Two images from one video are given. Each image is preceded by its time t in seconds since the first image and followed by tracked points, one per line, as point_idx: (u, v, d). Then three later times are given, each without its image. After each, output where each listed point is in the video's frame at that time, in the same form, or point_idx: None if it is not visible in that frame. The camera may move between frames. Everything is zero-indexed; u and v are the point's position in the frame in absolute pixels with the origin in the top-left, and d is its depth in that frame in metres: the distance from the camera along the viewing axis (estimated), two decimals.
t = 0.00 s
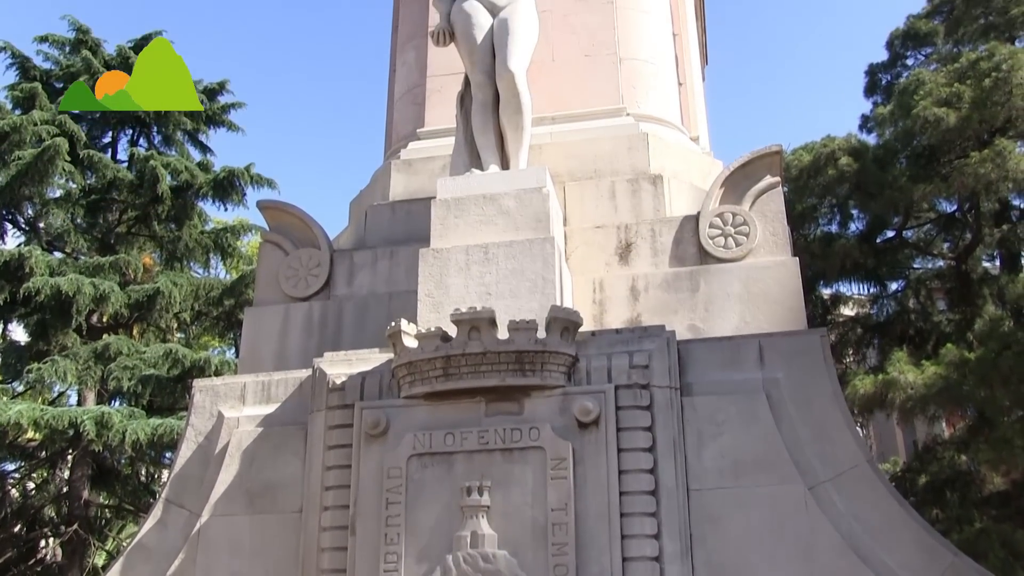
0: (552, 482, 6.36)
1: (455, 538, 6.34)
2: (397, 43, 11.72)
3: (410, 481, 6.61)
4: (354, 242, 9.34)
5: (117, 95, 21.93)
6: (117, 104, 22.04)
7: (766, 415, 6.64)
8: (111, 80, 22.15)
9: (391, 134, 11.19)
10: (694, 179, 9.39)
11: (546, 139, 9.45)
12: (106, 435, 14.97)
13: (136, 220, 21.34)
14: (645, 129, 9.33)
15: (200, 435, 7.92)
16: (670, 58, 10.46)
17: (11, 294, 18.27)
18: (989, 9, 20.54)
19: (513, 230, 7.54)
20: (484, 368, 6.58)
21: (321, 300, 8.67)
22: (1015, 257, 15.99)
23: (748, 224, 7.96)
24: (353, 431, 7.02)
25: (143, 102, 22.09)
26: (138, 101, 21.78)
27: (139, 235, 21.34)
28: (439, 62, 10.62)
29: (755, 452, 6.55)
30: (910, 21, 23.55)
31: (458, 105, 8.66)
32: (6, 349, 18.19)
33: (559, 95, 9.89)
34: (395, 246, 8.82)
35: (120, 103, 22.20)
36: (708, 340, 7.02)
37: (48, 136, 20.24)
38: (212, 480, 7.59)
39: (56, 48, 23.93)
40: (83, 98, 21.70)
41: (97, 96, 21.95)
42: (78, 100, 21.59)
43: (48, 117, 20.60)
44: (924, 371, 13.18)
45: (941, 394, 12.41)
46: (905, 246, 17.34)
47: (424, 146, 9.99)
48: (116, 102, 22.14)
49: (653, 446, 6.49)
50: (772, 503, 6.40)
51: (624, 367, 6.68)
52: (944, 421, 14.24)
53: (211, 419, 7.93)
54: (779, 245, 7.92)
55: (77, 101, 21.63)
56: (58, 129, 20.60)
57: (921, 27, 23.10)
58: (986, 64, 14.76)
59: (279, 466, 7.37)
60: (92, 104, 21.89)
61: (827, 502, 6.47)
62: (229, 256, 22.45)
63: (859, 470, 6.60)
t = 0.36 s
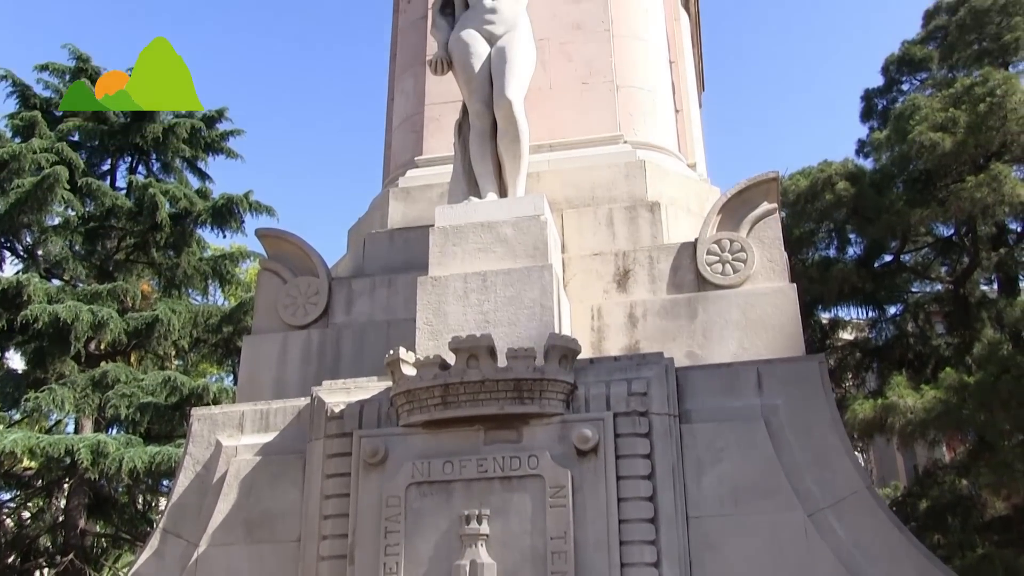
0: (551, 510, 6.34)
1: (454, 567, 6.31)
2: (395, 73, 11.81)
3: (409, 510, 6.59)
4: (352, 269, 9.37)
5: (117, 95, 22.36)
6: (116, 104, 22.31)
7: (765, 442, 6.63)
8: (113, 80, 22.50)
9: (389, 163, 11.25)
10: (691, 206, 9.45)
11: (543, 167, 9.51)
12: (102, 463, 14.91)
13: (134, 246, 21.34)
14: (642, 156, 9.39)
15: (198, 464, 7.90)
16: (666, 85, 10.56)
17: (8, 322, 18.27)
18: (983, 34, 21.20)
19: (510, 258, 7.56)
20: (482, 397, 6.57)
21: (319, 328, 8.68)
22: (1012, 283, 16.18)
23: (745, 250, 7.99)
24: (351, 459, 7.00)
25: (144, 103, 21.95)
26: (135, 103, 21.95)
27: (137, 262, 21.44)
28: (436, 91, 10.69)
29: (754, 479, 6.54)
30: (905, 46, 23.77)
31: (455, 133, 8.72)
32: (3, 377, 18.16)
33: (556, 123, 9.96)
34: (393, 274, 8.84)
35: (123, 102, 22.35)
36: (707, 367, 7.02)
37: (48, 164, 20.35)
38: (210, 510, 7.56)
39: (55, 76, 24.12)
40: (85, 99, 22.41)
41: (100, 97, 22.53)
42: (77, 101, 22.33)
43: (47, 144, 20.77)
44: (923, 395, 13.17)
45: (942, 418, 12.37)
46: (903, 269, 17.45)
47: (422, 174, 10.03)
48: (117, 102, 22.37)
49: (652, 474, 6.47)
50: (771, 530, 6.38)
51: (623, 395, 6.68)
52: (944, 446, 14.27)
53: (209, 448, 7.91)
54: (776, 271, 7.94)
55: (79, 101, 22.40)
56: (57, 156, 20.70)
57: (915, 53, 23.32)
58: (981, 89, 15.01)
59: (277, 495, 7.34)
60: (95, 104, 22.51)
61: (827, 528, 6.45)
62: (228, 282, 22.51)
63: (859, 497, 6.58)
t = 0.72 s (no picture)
0: (549, 539, 6.32)
1: None
2: (393, 102, 11.90)
3: (407, 540, 6.56)
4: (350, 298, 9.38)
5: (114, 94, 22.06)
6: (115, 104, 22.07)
7: (764, 469, 6.63)
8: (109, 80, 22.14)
9: (387, 191, 11.31)
10: (688, 233, 9.49)
11: (541, 195, 9.56)
12: (99, 492, 14.83)
13: (132, 274, 21.40)
14: (638, 184, 9.45)
15: (195, 494, 7.86)
16: (662, 113, 10.65)
17: (6, 350, 18.32)
18: (977, 60, 21.53)
19: (508, 286, 7.57)
20: (481, 425, 6.56)
21: (317, 356, 8.68)
22: (1009, 305, 16.82)
23: (742, 277, 8.01)
24: (349, 488, 6.98)
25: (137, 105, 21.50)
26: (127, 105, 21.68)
27: (135, 290, 21.43)
28: (434, 120, 10.77)
29: (753, 507, 6.52)
30: (900, 72, 24.00)
31: (453, 162, 8.77)
32: None
33: (552, 152, 10.02)
34: (391, 303, 8.87)
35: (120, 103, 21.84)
36: (704, 394, 7.03)
37: (47, 192, 20.45)
38: (207, 540, 7.53)
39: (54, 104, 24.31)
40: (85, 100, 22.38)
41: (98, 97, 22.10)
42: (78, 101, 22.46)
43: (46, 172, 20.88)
44: (922, 420, 13.13)
45: (942, 444, 12.34)
46: (900, 293, 17.73)
47: (419, 203, 10.07)
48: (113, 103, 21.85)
49: (651, 502, 6.46)
50: (771, 558, 6.35)
51: (621, 423, 6.68)
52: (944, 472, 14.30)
53: (207, 478, 7.88)
54: (773, 298, 7.97)
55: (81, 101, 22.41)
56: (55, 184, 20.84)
57: (911, 79, 23.54)
58: (976, 114, 15.42)
59: (274, 525, 7.30)
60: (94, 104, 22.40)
61: (827, 557, 6.44)
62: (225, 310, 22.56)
63: (859, 525, 6.57)
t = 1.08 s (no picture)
0: (547, 569, 6.29)
1: None
2: (391, 130, 11.97)
3: (405, 570, 6.52)
4: (348, 326, 9.40)
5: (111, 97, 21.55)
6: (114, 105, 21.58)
7: (762, 497, 6.62)
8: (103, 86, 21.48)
9: (385, 219, 11.35)
10: (685, 260, 9.53)
11: (538, 223, 9.60)
12: (95, 520, 14.75)
13: (129, 301, 21.36)
14: (636, 212, 9.50)
15: (192, 524, 7.83)
16: (659, 141, 10.73)
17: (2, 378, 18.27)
18: (972, 85, 21.86)
19: (505, 314, 7.58)
20: (478, 454, 6.54)
21: (315, 385, 8.68)
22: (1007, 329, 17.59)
23: (740, 304, 8.03)
24: (347, 517, 6.97)
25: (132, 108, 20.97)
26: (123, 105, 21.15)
27: (132, 317, 21.52)
28: (431, 148, 10.82)
29: (752, 535, 6.50)
30: (896, 98, 24.20)
31: (451, 190, 8.82)
32: None
33: (549, 180, 10.08)
34: (389, 330, 8.88)
35: (118, 101, 21.20)
36: (702, 423, 7.03)
37: (45, 220, 20.52)
38: (203, 571, 7.48)
39: (53, 132, 24.50)
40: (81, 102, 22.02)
41: (96, 96, 21.25)
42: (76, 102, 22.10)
43: (44, 200, 20.97)
44: (922, 446, 13.06)
45: (941, 469, 12.34)
46: (899, 318, 18.56)
47: (417, 231, 10.11)
48: (111, 103, 20.97)
49: (649, 530, 6.45)
50: None
51: (619, 452, 6.67)
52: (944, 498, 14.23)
53: (204, 507, 7.84)
54: (771, 325, 7.99)
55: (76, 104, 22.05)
56: (53, 211, 20.83)
57: (906, 104, 23.74)
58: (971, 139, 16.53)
59: (272, 555, 7.26)
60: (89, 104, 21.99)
61: None
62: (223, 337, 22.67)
63: (858, 552, 6.54)
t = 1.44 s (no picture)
0: None
1: None
2: (389, 158, 12.03)
3: None
4: (347, 354, 9.41)
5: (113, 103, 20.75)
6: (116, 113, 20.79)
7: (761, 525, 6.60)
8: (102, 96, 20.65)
9: (383, 247, 11.38)
10: (683, 287, 9.56)
11: (537, 251, 9.63)
12: (91, 549, 14.65)
13: (127, 328, 21.42)
14: (633, 240, 9.54)
15: (187, 553, 7.77)
16: (657, 168, 10.80)
17: None
18: (967, 112, 22.08)
19: (503, 342, 7.59)
20: (476, 482, 6.52)
21: (312, 413, 8.67)
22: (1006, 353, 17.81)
23: (738, 331, 8.05)
24: (344, 546, 6.93)
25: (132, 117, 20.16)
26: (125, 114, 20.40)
27: (129, 343, 21.55)
28: (429, 175, 10.86)
29: (752, 564, 6.47)
30: (892, 124, 24.39)
31: (449, 218, 8.85)
32: None
33: (547, 208, 10.13)
34: (387, 358, 8.87)
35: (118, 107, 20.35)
36: (700, 451, 7.03)
37: (43, 246, 20.54)
38: None
39: (52, 159, 24.57)
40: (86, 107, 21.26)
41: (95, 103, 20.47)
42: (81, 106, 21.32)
43: (42, 227, 21.01)
44: (922, 472, 13.00)
45: (941, 496, 12.30)
46: (897, 343, 18.85)
47: (415, 258, 10.13)
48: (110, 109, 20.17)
49: (648, 559, 6.42)
50: None
51: (618, 480, 6.65)
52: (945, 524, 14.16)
53: (200, 537, 7.79)
54: (770, 353, 8.00)
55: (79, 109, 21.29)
56: (53, 238, 20.98)
57: (903, 130, 23.92)
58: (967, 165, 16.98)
59: None
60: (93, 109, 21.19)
61: None
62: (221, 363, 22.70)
63: None
